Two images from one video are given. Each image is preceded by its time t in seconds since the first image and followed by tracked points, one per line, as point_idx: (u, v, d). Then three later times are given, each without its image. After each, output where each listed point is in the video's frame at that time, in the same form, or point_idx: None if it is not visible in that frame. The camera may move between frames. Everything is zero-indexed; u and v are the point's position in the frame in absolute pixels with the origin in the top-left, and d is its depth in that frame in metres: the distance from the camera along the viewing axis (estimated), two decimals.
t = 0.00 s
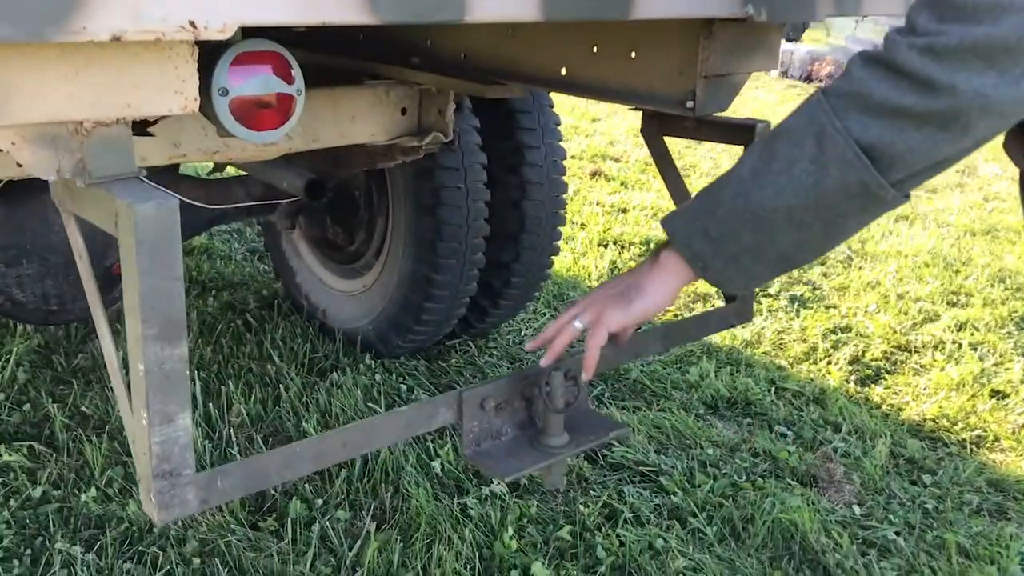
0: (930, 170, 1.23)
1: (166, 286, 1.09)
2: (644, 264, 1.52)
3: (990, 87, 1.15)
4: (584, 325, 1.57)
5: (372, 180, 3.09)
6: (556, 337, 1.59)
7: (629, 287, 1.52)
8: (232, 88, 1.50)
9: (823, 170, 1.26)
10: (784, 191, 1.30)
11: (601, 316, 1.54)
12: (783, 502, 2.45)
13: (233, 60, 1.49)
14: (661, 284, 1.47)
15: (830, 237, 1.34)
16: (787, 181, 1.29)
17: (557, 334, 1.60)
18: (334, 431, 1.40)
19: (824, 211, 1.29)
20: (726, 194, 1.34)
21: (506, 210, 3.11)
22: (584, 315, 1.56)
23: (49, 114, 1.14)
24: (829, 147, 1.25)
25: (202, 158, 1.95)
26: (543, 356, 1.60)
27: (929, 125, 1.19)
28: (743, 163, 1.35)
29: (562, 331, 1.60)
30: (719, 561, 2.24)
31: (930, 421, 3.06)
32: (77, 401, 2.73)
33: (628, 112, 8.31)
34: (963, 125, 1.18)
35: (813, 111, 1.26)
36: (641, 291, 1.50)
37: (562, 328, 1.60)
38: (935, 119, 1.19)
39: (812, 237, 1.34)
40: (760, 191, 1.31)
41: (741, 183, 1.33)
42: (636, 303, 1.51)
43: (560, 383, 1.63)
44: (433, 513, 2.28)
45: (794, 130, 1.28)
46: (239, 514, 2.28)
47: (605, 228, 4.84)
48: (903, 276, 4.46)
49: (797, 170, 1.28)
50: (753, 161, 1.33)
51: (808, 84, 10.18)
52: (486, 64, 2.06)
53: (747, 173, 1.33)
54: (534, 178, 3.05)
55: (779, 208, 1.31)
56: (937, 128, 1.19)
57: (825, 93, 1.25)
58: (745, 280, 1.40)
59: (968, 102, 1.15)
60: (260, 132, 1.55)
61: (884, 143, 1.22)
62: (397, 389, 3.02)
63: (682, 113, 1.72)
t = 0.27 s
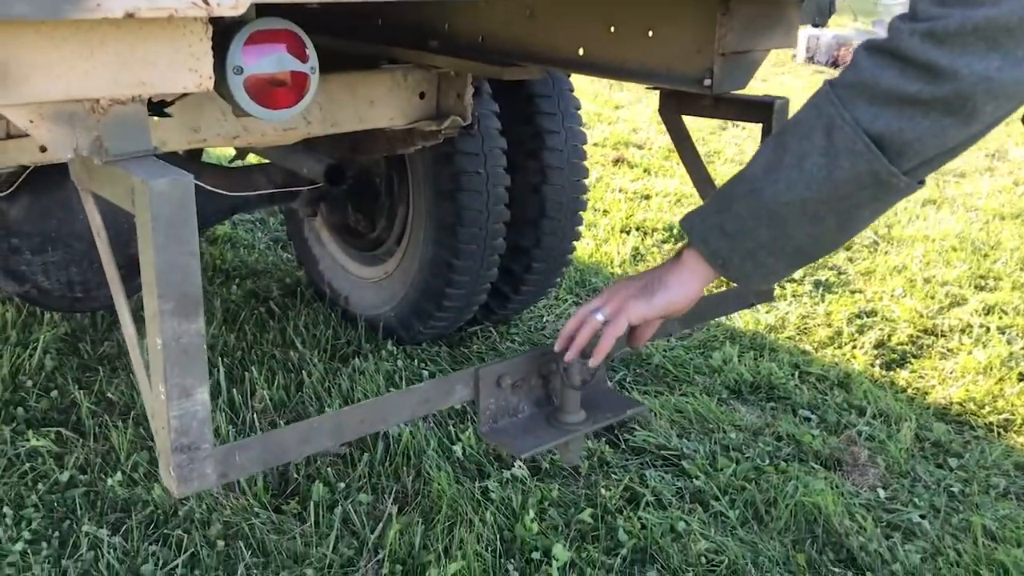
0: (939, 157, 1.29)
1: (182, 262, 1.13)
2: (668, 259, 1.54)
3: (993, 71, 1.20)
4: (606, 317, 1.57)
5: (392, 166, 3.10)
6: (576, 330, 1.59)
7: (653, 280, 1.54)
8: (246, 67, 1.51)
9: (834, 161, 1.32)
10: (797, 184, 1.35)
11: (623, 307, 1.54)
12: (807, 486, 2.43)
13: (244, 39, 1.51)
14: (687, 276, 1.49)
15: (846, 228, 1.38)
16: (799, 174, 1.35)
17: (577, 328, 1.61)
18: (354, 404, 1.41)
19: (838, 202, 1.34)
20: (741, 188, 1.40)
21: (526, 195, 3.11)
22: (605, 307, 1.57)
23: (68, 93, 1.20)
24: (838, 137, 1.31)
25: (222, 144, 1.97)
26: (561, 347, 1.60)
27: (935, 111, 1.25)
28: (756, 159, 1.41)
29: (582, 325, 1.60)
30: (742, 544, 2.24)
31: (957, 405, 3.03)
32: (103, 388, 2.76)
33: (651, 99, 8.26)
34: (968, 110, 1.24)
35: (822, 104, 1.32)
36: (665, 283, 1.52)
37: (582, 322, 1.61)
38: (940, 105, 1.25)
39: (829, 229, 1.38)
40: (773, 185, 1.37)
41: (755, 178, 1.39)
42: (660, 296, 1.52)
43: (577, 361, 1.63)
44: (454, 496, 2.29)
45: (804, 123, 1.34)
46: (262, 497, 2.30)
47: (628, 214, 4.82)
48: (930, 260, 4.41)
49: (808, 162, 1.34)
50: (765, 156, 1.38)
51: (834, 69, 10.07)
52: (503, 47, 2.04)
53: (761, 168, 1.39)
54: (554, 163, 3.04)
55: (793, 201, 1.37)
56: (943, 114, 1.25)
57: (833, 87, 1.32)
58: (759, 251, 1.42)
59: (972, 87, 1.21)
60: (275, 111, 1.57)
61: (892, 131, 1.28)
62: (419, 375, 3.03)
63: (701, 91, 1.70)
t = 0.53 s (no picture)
0: (972, 139, 1.23)
1: (187, 231, 1.15)
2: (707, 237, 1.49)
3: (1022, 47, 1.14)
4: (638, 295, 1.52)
5: (403, 147, 3.12)
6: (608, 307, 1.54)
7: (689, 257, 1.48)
8: (250, 39, 1.54)
9: (865, 147, 1.26)
10: (826, 172, 1.30)
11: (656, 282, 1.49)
12: (818, 464, 2.42)
13: (249, 11, 1.53)
14: (724, 253, 1.44)
15: (877, 212, 1.34)
16: (828, 162, 1.30)
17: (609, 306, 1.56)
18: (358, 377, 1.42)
19: (870, 188, 1.30)
20: (768, 176, 1.35)
21: (537, 175, 3.10)
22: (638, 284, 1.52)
23: (74, 64, 1.28)
24: (868, 123, 1.25)
25: (232, 123, 1.97)
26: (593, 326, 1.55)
27: (966, 92, 1.19)
28: (781, 146, 1.35)
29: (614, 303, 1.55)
30: (753, 521, 2.24)
31: (970, 384, 3.02)
32: (118, 369, 2.78)
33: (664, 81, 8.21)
34: (999, 89, 1.17)
35: (848, 88, 1.26)
36: (701, 260, 1.46)
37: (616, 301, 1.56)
38: (969, 85, 1.18)
39: (860, 214, 1.34)
40: (803, 173, 1.32)
41: (782, 166, 1.34)
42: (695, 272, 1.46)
43: (582, 334, 1.63)
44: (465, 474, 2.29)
45: (831, 109, 1.28)
46: (275, 475, 2.32)
47: (640, 196, 4.80)
48: (945, 241, 4.38)
49: (839, 149, 1.28)
50: (792, 143, 1.33)
51: (849, 51, 9.98)
52: (513, 22, 2.07)
53: (788, 155, 1.33)
54: (565, 143, 3.03)
55: (821, 189, 1.32)
56: (973, 94, 1.19)
57: (859, 71, 1.26)
58: (786, 231, 1.37)
59: (1002, 66, 1.15)
60: (281, 82, 1.59)
61: (923, 115, 1.22)
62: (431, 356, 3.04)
63: (710, 66, 1.69)
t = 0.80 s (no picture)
0: (955, 112, 1.22)
1: (178, 210, 1.18)
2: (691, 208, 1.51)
3: (1006, 19, 1.11)
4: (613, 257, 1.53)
5: (402, 128, 3.11)
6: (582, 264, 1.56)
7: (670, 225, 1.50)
8: (241, 16, 1.52)
9: (846, 121, 1.26)
10: (806, 145, 1.31)
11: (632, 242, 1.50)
12: (817, 442, 2.43)
13: None
14: (701, 222, 1.45)
15: (860, 183, 1.34)
16: (810, 135, 1.30)
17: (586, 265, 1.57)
18: (350, 355, 1.42)
19: (852, 161, 1.30)
20: (751, 149, 1.35)
21: (536, 156, 3.10)
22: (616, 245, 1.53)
23: (61, 41, 1.29)
24: (849, 97, 1.25)
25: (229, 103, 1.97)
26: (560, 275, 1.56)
27: (948, 66, 1.17)
28: (766, 118, 1.36)
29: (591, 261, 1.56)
30: (751, 499, 2.24)
31: (970, 363, 3.02)
32: (119, 351, 2.79)
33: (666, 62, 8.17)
34: (981, 63, 1.15)
35: (831, 62, 1.25)
36: (679, 226, 1.47)
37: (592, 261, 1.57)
38: (953, 58, 1.16)
39: (843, 185, 1.34)
40: (784, 147, 1.33)
41: (766, 138, 1.34)
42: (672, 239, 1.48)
43: (575, 311, 1.62)
44: (464, 453, 2.30)
45: (814, 83, 1.27)
46: (275, 456, 2.33)
47: (642, 177, 4.79)
48: (947, 221, 4.37)
49: (820, 123, 1.29)
50: (775, 116, 1.33)
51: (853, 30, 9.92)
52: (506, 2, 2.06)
53: (771, 128, 1.34)
54: (564, 123, 3.02)
55: (803, 162, 1.32)
56: (956, 67, 1.17)
57: (844, 44, 1.25)
58: (768, 205, 1.38)
59: (986, 39, 1.13)
60: (273, 60, 1.57)
61: (905, 88, 1.21)
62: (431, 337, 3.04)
63: (707, 43, 1.67)
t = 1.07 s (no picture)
0: (959, 100, 1.23)
1: (164, 190, 1.17)
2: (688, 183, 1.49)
3: (1009, 6, 1.14)
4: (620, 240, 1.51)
5: (396, 110, 3.10)
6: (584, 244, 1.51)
7: (671, 205, 1.49)
8: None
9: (854, 110, 1.26)
10: (813, 134, 1.30)
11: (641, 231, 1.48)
12: (810, 423, 2.44)
13: None
14: (707, 208, 1.45)
15: (862, 172, 1.33)
16: (816, 124, 1.29)
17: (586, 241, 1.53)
18: (340, 336, 1.43)
19: (859, 150, 1.29)
20: (755, 137, 1.34)
21: (532, 138, 3.09)
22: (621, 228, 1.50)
23: (44, 20, 1.29)
24: (858, 86, 1.24)
25: (220, 85, 1.96)
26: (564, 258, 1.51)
27: (954, 53, 1.19)
28: (768, 103, 1.33)
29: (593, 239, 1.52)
30: (744, 479, 2.25)
31: (965, 343, 3.03)
32: (114, 334, 2.79)
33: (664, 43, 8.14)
34: (987, 50, 1.18)
35: (837, 49, 1.25)
36: (686, 212, 1.46)
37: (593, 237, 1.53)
38: (958, 46, 1.18)
39: (847, 172, 1.34)
40: (790, 135, 1.31)
41: (771, 125, 1.32)
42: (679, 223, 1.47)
43: (565, 291, 1.63)
44: (459, 434, 2.31)
45: (820, 70, 1.26)
46: (270, 438, 2.34)
47: (638, 159, 4.78)
48: (943, 202, 4.36)
49: (827, 112, 1.28)
50: (780, 102, 1.31)
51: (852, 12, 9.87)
52: None
53: (775, 115, 1.32)
54: (559, 105, 3.01)
55: (809, 151, 1.31)
56: (961, 55, 1.19)
57: (847, 30, 1.24)
58: (773, 190, 1.37)
59: (990, 26, 1.15)
60: (260, 40, 1.55)
61: (912, 77, 1.21)
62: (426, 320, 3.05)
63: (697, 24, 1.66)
